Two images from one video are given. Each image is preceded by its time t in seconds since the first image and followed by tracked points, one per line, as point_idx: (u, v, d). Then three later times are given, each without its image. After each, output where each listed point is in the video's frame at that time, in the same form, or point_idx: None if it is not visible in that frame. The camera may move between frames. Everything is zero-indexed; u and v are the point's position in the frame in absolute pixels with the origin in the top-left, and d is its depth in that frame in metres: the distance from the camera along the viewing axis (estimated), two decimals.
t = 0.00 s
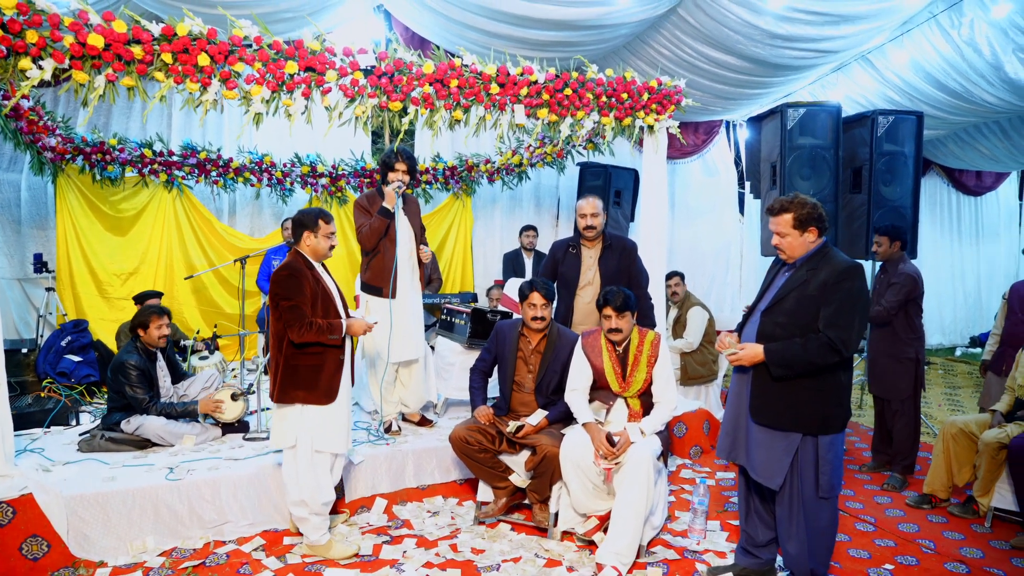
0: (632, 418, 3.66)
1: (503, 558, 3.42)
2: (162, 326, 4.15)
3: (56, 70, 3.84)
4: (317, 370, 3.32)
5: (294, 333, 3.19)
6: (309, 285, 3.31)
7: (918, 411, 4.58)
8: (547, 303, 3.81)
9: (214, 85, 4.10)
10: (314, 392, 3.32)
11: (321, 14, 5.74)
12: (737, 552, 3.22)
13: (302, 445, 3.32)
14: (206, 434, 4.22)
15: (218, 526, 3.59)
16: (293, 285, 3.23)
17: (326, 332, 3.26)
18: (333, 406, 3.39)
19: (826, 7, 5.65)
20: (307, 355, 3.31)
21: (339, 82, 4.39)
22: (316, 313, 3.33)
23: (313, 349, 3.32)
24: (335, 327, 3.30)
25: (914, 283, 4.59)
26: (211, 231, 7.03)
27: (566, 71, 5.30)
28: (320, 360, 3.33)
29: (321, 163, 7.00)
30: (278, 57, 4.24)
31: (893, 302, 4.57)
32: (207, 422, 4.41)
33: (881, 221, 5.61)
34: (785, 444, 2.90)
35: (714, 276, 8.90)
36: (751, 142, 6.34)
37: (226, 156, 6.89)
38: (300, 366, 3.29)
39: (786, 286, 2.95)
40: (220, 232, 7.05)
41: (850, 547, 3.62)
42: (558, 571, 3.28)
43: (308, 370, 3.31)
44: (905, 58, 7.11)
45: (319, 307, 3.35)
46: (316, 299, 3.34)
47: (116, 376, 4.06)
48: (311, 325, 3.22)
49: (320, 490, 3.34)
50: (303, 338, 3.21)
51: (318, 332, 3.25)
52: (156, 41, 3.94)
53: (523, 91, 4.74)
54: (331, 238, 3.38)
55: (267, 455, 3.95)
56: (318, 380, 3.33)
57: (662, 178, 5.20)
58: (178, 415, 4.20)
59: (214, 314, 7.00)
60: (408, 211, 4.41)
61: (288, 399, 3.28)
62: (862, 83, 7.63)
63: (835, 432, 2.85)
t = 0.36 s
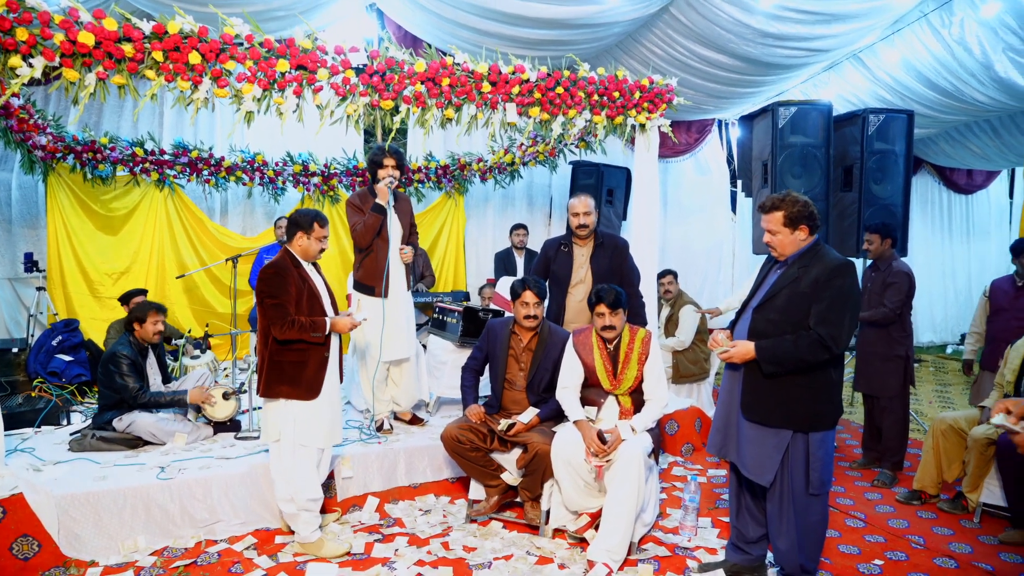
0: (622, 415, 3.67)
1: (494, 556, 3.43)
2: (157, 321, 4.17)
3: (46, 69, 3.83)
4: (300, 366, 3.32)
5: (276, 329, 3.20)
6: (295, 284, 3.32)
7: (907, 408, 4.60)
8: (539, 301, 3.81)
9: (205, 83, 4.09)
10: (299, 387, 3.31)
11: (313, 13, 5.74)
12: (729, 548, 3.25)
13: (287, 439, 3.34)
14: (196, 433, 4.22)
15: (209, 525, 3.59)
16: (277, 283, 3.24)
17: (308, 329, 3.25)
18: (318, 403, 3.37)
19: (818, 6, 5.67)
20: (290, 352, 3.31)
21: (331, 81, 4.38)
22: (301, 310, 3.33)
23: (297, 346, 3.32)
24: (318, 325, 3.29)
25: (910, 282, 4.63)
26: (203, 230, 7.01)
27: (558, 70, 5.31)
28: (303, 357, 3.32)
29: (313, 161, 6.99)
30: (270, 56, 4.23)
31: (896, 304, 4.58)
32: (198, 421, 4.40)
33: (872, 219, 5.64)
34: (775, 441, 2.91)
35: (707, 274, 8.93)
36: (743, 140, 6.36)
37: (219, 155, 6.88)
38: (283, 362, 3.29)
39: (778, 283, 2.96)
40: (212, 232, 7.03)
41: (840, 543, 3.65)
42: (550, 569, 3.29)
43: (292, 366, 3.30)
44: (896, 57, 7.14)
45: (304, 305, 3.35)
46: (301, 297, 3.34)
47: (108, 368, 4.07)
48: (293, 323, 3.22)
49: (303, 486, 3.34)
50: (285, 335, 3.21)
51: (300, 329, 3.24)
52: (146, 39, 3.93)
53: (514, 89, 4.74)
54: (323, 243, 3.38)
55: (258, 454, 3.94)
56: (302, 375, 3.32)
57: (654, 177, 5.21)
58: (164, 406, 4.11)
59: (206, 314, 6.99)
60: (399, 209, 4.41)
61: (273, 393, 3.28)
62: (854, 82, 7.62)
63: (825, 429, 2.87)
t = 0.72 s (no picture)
0: (611, 410, 3.68)
1: (483, 551, 3.43)
2: (126, 305, 4.14)
3: (27, 66, 3.79)
4: (281, 360, 3.30)
5: (257, 323, 3.20)
6: (279, 279, 3.32)
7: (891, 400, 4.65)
8: (526, 297, 3.82)
9: (190, 80, 4.06)
10: (280, 381, 3.29)
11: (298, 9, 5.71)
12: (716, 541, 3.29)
13: (269, 436, 3.33)
14: (183, 432, 4.19)
15: (197, 525, 3.58)
16: (259, 277, 3.25)
17: (288, 324, 3.24)
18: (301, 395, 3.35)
19: (802, 4, 5.72)
20: (272, 345, 3.30)
21: (317, 77, 4.36)
22: (284, 305, 3.33)
23: (279, 341, 3.31)
24: (300, 321, 3.27)
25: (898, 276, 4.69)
26: (188, 228, 6.97)
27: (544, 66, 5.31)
28: (284, 351, 3.31)
29: (299, 159, 6.95)
30: (255, 52, 4.20)
31: (891, 298, 4.63)
32: (185, 420, 4.38)
33: (856, 214, 5.69)
34: (765, 435, 2.94)
35: (694, 270, 8.98)
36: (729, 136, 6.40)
37: (203, 152, 6.82)
38: (266, 355, 3.29)
39: (769, 279, 2.99)
40: (198, 230, 6.98)
41: (825, 534, 3.69)
42: (539, 563, 3.30)
43: (274, 360, 3.30)
44: (878, 54, 7.19)
45: (287, 300, 3.34)
46: (285, 292, 3.34)
47: (91, 364, 4.04)
48: (274, 317, 3.21)
49: (288, 482, 3.33)
50: (265, 329, 3.20)
51: (282, 324, 3.23)
52: (129, 35, 3.89)
53: (501, 86, 4.74)
54: (304, 234, 3.35)
55: (246, 452, 3.92)
56: (283, 369, 3.30)
57: (641, 173, 5.24)
58: (146, 398, 4.04)
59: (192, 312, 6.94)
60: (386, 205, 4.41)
61: (255, 386, 3.28)
62: (836, 78, 7.65)
63: (815, 424, 2.89)
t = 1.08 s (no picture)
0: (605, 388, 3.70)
1: (479, 528, 3.48)
2: (121, 288, 4.17)
3: (15, 48, 3.76)
4: (280, 341, 3.31)
5: (258, 304, 3.21)
6: (279, 260, 3.33)
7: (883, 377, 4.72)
8: (520, 277, 3.84)
9: (179, 62, 4.04)
10: (279, 362, 3.30)
11: None
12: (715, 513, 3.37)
13: (268, 417, 3.36)
14: (180, 413, 4.22)
15: (195, 504, 3.61)
16: (260, 258, 3.25)
17: (289, 306, 3.25)
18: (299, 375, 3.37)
19: None
20: (271, 327, 3.31)
21: (307, 58, 4.34)
22: (284, 287, 3.34)
23: (279, 322, 3.32)
24: (301, 303, 3.29)
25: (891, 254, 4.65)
26: (181, 212, 6.95)
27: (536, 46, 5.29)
28: (284, 333, 3.32)
29: (291, 141, 6.92)
30: (245, 33, 4.17)
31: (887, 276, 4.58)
32: (182, 401, 4.40)
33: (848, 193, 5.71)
34: (761, 413, 2.95)
35: (688, 250, 9.00)
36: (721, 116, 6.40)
37: (195, 135, 6.78)
38: (264, 337, 3.29)
39: (769, 258, 2.97)
40: (190, 213, 6.97)
41: (816, 509, 3.75)
42: (533, 539, 3.35)
43: (273, 342, 3.30)
44: (872, 31, 7.24)
45: (287, 282, 3.35)
46: (285, 274, 3.35)
47: (86, 344, 4.05)
48: (276, 298, 3.23)
49: (287, 461, 3.37)
50: (267, 310, 3.22)
51: (283, 305, 3.25)
52: (118, 16, 3.86)
53: (493, 66, 4.72)
54: (302, 213, 3.37)
55: (243, 433, 3.96)
56: (283, 350, 3.31)
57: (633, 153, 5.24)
58: (144, 378, 4.07)
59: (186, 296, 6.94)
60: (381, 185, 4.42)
61: (254, 367, 3.28)
62: (830, 57, 7.65)
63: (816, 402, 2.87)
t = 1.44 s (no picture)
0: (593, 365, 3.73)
1: (468, 505, 3.53)
2: (110, 271, 4.15)
3: None
4: (281, 327, 3.33)
5: (268, 289, 3.22)
6: (285, 244, 3.32)
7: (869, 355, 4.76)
8: (506, 257, 3.85)
9: (162, 40, 3.99)
10: (279, 348, 3.32)
11: None
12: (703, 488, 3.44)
13: (268, 401, 3.36)
14: (170, 396, 4.23)
15: (186, 485, 3.63)
16: (267, 241, 3.24)
17: (298, 292, 3.28)
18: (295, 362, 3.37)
19: None
20: (275, 312, 3.31)
21: (292, 37, 4.28)
22: (290, 271, 3.34)
23: (281, 307, 3.33)
24: (309, 289, 3.31)
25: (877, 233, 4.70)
26: (165, 194, 6.89)
27: (523, 24, 5.25)
28: (285, 319, 3.33)
29: (276, 122, 6.85)
30: (228, 11, 4.11)
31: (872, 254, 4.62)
32: (171, 384, 4.40)
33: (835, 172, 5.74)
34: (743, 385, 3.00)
35: (675, 230, 9.03)
36: (708, 95, 6.39)
37: (178, 116, 6.70)
38: (265, 323, 3.30)
39: (752, 232, 3.02)
40: (175, 195, 6.90)
41: (799, 483, 3.82)
42: (522, 515, 3.39)
43: (275, 327, 3.31)
44: (860, 10, 7.25)
45: (292, 266, 3.35)
46: (289, 257, 3.34)
47: (74, 326, 4.04)
48: (285, 284, 3.24)
49: (288, 445, 3.39)
50: (276, 295, 3.23)
51: (292, 291, 3.26)
52: None
53: (479, 45, 4.68)
54: (301, 192, 3.36)
55: (233, 415, 3.97)
56: (283, 336, 3.33)
57: (621, 133, 5.24)
58: (132, 363, 4.04)
59: (172, 279, 6.90)
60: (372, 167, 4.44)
61: (253, 352, 3.29)
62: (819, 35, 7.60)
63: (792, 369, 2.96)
